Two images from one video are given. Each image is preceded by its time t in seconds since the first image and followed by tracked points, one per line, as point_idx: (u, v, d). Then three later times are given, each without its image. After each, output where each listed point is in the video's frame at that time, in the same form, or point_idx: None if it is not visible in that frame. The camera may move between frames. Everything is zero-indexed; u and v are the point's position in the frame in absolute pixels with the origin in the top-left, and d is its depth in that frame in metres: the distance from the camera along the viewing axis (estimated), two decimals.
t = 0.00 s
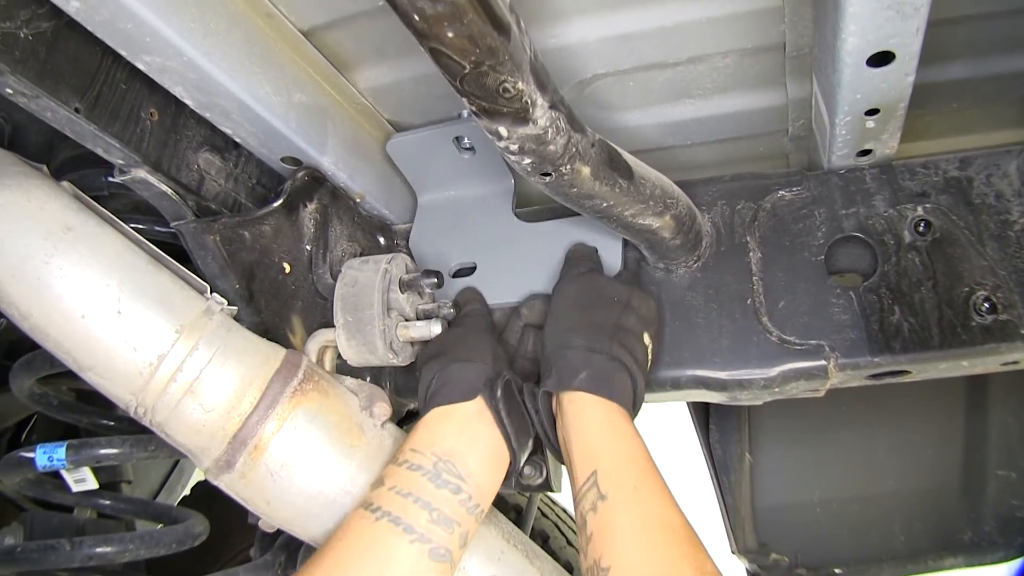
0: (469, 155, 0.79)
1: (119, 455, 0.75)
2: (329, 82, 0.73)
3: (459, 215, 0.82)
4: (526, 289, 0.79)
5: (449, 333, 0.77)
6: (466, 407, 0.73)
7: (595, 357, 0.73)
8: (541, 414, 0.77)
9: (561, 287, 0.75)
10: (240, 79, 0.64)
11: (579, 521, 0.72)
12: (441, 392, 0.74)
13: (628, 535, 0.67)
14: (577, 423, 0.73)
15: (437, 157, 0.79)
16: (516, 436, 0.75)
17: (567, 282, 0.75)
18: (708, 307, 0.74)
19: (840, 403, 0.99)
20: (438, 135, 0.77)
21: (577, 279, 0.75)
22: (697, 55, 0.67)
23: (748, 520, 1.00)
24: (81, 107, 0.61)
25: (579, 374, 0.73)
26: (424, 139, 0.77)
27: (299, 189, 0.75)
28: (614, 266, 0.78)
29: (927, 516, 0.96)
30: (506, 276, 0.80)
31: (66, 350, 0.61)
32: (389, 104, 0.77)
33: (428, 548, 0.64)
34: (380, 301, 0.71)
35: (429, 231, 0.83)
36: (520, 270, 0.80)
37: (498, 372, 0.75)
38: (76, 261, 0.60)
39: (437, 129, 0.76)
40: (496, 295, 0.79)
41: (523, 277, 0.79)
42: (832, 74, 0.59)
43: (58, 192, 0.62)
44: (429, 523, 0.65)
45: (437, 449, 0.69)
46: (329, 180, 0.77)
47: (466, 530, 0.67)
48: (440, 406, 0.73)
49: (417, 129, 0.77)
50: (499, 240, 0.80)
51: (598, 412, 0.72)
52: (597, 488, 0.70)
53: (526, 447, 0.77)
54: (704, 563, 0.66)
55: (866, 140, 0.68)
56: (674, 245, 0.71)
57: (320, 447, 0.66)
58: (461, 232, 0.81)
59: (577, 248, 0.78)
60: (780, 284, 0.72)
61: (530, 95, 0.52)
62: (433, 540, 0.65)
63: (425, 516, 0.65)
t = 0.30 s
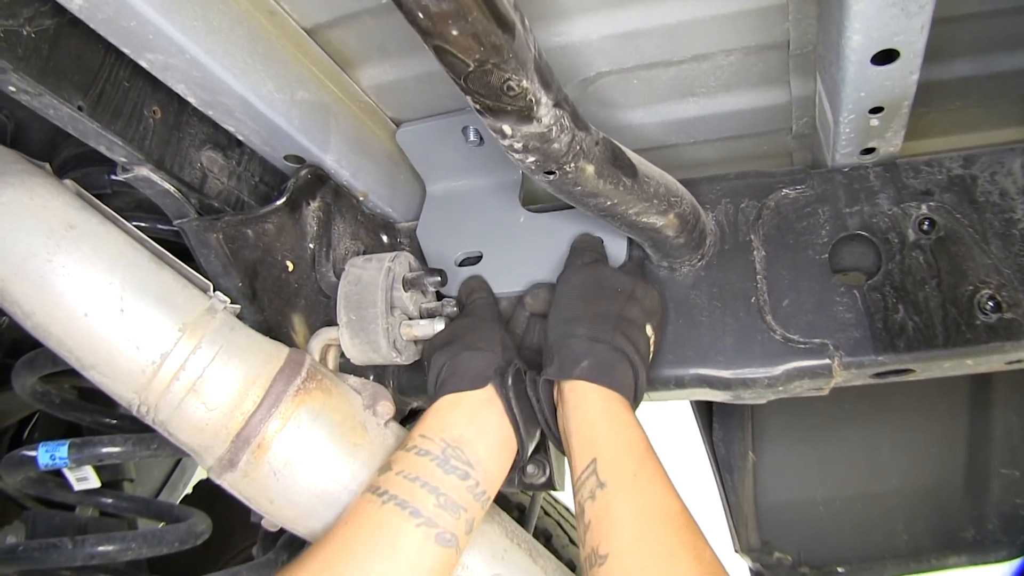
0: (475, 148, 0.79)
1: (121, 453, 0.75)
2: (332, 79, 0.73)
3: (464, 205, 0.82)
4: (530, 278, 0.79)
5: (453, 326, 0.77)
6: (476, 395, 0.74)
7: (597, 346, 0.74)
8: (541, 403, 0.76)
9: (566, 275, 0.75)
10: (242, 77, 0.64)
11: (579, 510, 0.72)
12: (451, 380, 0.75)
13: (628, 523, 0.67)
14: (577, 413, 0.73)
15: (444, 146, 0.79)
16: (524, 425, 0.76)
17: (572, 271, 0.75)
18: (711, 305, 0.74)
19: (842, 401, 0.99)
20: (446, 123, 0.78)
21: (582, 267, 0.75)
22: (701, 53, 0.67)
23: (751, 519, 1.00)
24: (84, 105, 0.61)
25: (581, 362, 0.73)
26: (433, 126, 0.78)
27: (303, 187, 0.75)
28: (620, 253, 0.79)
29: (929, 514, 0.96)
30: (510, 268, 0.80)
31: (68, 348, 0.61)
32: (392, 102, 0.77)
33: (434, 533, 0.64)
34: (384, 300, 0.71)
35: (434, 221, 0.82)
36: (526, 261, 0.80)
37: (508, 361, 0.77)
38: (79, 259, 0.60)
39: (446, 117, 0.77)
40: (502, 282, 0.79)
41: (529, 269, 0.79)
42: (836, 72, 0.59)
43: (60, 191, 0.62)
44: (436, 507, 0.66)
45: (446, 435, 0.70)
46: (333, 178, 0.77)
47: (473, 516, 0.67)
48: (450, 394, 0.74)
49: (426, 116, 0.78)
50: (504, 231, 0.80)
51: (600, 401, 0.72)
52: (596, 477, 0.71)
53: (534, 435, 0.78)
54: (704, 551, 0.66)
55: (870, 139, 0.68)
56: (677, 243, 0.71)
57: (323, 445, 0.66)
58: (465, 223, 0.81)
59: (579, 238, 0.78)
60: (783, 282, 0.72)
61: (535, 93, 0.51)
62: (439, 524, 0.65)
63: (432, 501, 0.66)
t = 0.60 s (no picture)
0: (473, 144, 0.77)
1: (122, 454, 0.74)
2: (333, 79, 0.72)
3: (467, 194, 0.82)
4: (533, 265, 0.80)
5: (458, 320, 0.77)
6: (495, 373, 0.75)
7: (598, 324, 0.75)
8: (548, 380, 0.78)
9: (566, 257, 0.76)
10: (243, 76, 0.64)
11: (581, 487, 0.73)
12: (468, 361, 0.75)
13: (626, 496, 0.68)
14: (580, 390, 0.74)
15: (445, 137, 0.79)
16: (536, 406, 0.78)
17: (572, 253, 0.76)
18: (713, 305, 0.74)
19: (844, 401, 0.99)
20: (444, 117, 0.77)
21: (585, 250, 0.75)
22: (704, 53, 0.67)
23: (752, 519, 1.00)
24: (85, 104, 0.61)
25: (583, 340, 0.75)
26: (429, 118, 0.77)
27: (305, 187, 0.74)
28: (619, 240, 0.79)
29: (930, 514, 0.96)
30: (512, 260, 0.80)
31: (69, 348, 0.61)
32: (393, 100, 0.77)
33: (455, 507, 0.65)
34: (386, 300, 0.71)
35: (437, 209, 0.83)
36: (528, 249, 0.80)
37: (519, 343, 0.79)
38: (80, 259, 0.60)
39: (443, 111, 0.76)
40: (506, 270, 0.80)
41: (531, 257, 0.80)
42: (839, 71, 0.59)
43: (61, 190, 0.62)
44: (457, 482, 0.66)
45: (466, 412, 0.72)
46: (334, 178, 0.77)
47: (490, 492, 0.68)
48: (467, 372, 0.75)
49: (423, 110, 0.77)
50: (507, 220, 0.80)
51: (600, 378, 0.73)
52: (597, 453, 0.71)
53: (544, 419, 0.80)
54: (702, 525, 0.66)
55: (872, 138, 0.68)
56: (679, 243, 0.71)
57: (325, 445, 0.66)
58: (468, 211, 0.82)
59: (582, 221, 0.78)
60: (785, 282, 0.72)
61: (537, 92, 0.51)
62: (460, 499, 0.66)
63: (453, 476, 0.67)
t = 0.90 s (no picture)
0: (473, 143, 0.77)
1: (122, 456, 0.74)
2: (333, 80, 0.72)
3: (467, 192, 0.82)
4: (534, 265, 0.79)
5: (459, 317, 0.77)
6: (497, 363, 0.73)
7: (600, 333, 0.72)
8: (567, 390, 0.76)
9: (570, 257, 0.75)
10: (242, 77, 0.64)
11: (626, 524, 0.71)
12: (468, 354, 0.74)
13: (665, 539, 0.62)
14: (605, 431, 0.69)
15: (443, 136, 0.79)
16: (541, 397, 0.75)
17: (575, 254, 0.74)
18: (714, 307, 0.74)
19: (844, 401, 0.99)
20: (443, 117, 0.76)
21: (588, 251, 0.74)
22: (704, 54, 0.67)
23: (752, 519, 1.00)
24: (84, 106, 0.61)
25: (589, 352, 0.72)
26: (429, 117, 0.77)
27: (305, 188, 0.74)
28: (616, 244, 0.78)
29: (930, 514, 0.96)
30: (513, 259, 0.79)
31: (69, 350, 0.60)
32: (393, 101, 0.77)
33: (462, 500, 0.64)
34: (385, 302, 0.71)
35: (438, 208, 0.83)
36: (528, 249, 0.79)
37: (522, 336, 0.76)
38: (80, 261, 0.60)
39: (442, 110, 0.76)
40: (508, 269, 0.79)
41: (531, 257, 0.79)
42: (839, 72, 0.58)
43: (60, 193, 0.62)
44: (465, 475, 0.65)
45: (472, 404, 0.69)
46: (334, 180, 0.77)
47: (496, 485, 0.67)
48: (468, 364, 0.73)
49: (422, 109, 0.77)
50: (507, 219, 0.80)
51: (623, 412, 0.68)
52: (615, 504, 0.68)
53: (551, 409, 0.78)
54: None
55: (873, 139, 0.68)
56: (680, 244, 0.71)
57: (324, 447, 0.65)
58: (468, 210, 0.81)
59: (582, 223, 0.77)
60: (786, 283, 0.72)
61: (537, 94, 0.51)
62: (467, 492, 0.64)
63: (460, 469, 0.65)
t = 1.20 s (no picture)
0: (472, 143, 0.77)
1: (121, 456, 0.74)
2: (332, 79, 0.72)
3: (466, 191, 0.82)
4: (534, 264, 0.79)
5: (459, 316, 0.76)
6: (495, 361, 0.72)
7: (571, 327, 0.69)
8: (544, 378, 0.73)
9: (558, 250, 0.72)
10: (241, 77, 0.64)
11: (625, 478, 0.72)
12: (469, 353, 0.72)
13: (678, 509, 0.62)
14: (605, 406, 0.67)
15: (441, 136, 0.79)
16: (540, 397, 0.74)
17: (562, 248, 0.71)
18: (713, 306, 0.74)
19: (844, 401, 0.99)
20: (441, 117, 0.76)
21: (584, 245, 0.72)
22: (702, 53, 0.67)
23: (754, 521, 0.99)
24: (83, 107, 0.61)
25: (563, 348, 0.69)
26: (426, 117, 0.77)
27: (304, 188, 0.74)
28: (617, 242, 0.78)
29: (930, 514, 0.96)
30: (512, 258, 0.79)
31: (69, 350, 0.61)
32: (392, 101, 0.76)
33: (460, 498, 0.64)
34: (385, 301, 0.71)
35: (437, 207, 0.83)
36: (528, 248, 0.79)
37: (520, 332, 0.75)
38: (79, 261, 0.60)
39: (440, 111, 0.76)
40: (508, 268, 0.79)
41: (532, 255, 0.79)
42: (838, 71, 0.58)
43: (60, 193, 0.62)
44: (463, 473, 0.65)
45: (471, 403, 0.69)
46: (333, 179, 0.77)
47: (494, 484, 0.66)
48: (467, 363, 0.72)
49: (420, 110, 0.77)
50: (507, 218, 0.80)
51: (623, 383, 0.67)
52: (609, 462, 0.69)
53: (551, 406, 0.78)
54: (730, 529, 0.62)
55: (872, 138, 0.68)
56: (679, 244, 0.71)
57: (323, 446, 0.65)
58: (467, 209, 0.81)
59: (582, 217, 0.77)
60: (785, 282, 0.72)
61: (535, 93, 0.51)
62: (465, 490, 0.64)
63: (458, 467, 0.65)
